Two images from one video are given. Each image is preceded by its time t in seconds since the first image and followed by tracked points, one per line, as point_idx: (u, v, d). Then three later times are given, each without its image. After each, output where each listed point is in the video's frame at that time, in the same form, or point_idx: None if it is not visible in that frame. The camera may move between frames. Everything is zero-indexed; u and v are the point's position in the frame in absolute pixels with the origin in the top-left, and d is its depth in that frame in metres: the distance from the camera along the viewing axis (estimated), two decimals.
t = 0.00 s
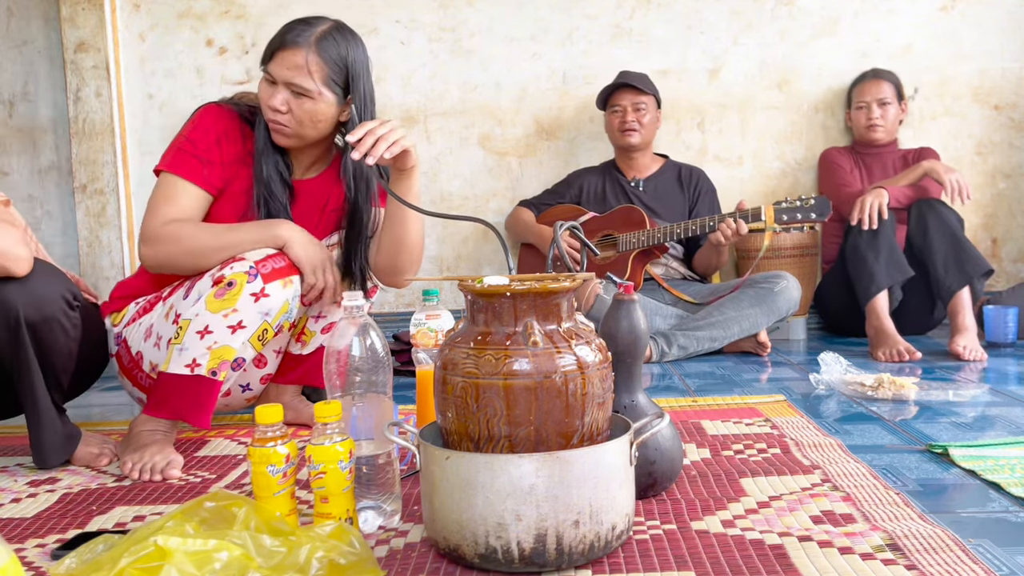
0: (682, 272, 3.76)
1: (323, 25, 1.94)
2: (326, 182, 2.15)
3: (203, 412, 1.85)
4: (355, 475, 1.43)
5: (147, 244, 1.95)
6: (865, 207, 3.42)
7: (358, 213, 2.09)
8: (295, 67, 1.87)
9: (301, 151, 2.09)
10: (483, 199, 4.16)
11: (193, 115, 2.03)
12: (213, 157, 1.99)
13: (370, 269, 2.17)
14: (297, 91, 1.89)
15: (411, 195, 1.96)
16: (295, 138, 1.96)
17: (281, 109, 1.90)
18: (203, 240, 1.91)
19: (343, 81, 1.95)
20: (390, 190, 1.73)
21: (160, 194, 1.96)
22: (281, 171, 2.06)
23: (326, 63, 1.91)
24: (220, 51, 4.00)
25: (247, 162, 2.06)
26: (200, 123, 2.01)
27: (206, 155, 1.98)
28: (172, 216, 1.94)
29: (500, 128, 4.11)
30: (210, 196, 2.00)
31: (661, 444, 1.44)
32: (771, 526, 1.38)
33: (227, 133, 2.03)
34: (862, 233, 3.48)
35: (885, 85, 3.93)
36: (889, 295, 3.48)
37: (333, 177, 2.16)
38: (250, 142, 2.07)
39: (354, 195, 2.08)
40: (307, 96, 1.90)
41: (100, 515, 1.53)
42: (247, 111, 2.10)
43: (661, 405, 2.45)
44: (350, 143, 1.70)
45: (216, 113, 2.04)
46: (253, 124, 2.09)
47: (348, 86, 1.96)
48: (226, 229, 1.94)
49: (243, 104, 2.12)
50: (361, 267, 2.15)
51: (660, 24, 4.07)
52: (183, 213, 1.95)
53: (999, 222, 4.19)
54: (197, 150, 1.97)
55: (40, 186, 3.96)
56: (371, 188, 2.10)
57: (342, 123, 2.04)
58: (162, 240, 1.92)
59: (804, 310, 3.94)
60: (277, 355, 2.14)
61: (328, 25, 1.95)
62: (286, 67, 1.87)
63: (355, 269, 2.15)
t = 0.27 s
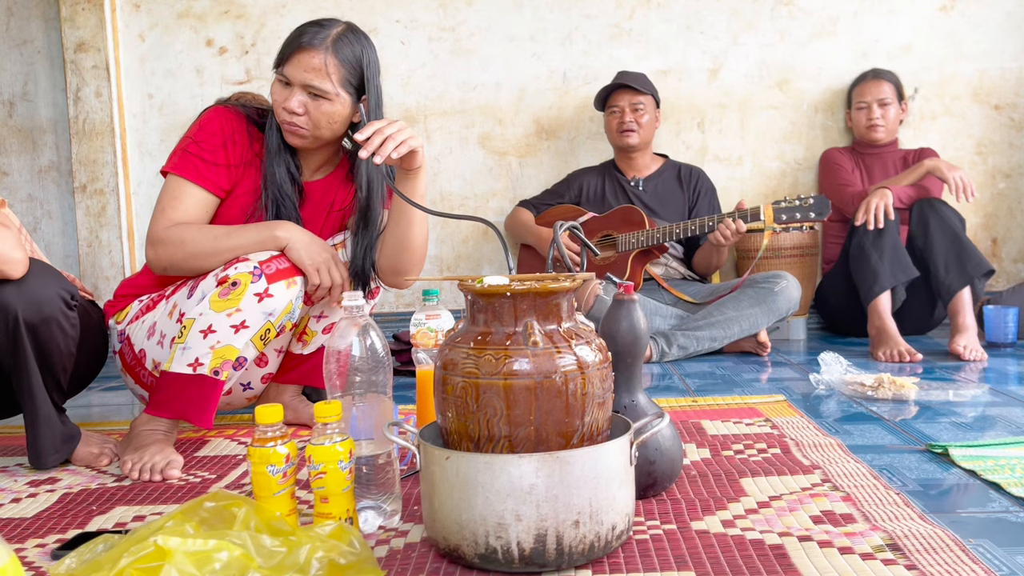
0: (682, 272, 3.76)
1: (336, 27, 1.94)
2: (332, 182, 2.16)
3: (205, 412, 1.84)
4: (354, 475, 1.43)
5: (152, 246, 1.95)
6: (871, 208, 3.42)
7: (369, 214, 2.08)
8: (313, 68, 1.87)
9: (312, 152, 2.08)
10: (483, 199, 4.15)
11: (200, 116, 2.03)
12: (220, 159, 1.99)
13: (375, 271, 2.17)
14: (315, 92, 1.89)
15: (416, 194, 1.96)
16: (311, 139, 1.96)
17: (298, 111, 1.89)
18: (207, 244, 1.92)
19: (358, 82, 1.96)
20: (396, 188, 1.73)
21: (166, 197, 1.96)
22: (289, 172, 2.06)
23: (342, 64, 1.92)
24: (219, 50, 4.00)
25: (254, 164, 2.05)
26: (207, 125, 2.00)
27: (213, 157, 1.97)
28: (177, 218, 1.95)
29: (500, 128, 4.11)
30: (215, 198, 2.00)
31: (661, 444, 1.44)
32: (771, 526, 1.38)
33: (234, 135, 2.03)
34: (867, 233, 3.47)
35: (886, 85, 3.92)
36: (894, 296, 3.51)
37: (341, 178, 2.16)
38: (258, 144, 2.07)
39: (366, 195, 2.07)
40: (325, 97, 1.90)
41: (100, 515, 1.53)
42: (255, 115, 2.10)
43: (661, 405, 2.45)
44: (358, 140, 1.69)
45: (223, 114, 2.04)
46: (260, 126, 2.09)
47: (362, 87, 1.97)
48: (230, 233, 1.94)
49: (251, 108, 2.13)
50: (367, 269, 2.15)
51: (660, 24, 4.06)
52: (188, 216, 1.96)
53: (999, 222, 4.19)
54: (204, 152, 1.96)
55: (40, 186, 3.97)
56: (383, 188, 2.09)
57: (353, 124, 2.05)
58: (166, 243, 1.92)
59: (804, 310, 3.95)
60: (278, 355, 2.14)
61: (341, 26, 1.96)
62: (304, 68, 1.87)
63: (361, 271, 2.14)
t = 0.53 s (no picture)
0: (683, 272, 3.76)
1: (335, 27, 1.95)
2: (331, 182, 2.16)
3: (205, 412, 1.84)
4: (354, 475, 1.43)
5: (152, 247, 1.95)
6: (873, 210, 3.42)
7: (370, 212, 2.09)
8: (314, 69, 1.87)
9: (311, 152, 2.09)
10: (483, 199, 4.15)
11: (198, 117, 2.03)
12: (218, 159, 1.99)
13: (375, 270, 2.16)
14: (316, 93, 1.89)
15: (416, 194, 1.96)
16: (312, 139, 1.96)
17: (299, 112, 1.89)
18: (207, 245, 1.92)
19: (358, 82, 1.96)
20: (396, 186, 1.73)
21: (166, 198, 1.96)
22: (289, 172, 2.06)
23: (343, 65, 1.92)
24: (219, 50, 4.00)
25: (253, 164, 2.05)
26: (206, 126, 2.00)
27: (212, 158, 1.97)
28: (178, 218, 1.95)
29: (500, 128, 4.11)
30: (214, 198, 2.00)
31: (661, 444, 1.44)
32: (771, 526, 1.38)
33: (233, 135, 2.03)
34: (866, 234, 3.48)
35: (886, 85, 3.92)
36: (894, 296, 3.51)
37: (340, 177, 2.16)
38: (257, 144, 2.07)
39: (368, 192, 2.08)
40: (326, 98, 1.90)
41: (100, 516, 1.53)
42: (252, 116, 2.11)
43: (661, 405, 2.45)
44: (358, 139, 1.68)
45: (222, 115, 2.05)
46: (258, 127, 2.09)
47: (362, 86, 1.97)
48: (230, 233, 1.94)
49: (249, 109, 2.13)
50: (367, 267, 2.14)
51: (660, 24, 4.07)
52: (187, 217, 1.96)
53: (999, 222, 4.19)
54: (203, 153, 1.96)
55: (40, 186, 3.97)
56: (383, 188, 2.10)
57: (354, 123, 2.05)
58: (166, 244, 1.92)
59: (804, 310, 3.95)
60: (278, 354, 2.14)
61: (340, 26, 1.96)
62: (305, 69, 1.87)
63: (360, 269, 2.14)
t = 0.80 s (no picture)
0: (682, 272, 3.76)
1: (328, 24, 1.94)
2: (326, 181, 2.16)
3: (205, 411, 1.85)
4: (354, 475, 1.43)
5: (149, 251, 1.95)
6: (867, 207, 3.41)
7: (366, 208, 2.10)
8: (310, 67, 1.87)
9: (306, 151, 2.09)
10: (483, 199, 4.15)
11: (191, 120, 2.03)
12: (213, 162, 1.98)
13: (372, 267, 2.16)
14: (313, 91, 1.89)
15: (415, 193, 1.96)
16: (310, 138, 1.96)
17: (297, 110, 1.89)
18: (204, 247, 1.91)
19: (354, 78, 1.96)
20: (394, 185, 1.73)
21: (161, 202, 1.95)
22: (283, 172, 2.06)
23: (339, 61, 1.92)
24: (219, 50, 4.00)
25: (247, 166, 2.05)
26: (199, 128, 2.00)
27: (205, 161, 1.97)
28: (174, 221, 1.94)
29: (500, 128, 4.11)
30: (210, 201, 2.00)
31: (661, 444, 1.44)
32: (772, 526, 1.38)
33: (226, 137, 2.02)
34: (862, 234, 3.48)
35: (886, 85, 3.92)
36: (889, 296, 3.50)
37: (335, 176, 2.16)
38: (251, 146, 2.06)
39: (363, 189, 2.09)
40: (323, 95, 1.90)
41: (100, 516, 1.53)
42: (245, 117, 2.10)
43: (661, 405, 2.45)
44: (357, 138, 1.68)
45: (215, 117, 2.04)
46: (252, 129, 2.09)
47: (358, 82, 1.97)
48: (226, 235, 1.93)
49: (241, 111, 2.12)
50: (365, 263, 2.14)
51: (660, 24, 4.06)
52: (184, 220, 1.96)
53: (999, 222, 4.19)
54: (197, 156, 1.96)
55: (40, 186, 3.97)
56: (379, 185, 2.12)
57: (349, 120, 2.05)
58: (163, 247, 1.92)
59: (804, 310, 3.95)
60: (277, 354, 2.13)
61: (332, 23, 1.96)
62: (301, 67, 1.87)
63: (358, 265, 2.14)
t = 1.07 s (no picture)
0: (682, 272, 3.76)
1: (324, 19, 1.95)
2: (322, 179, 2.16)
3: (205, 411, 1.85)
4: (354, 475, 1.43)
5: (144, 256, 1.94)
6: (869, 208, 3.41)
7: (361, 202, 2.09)
8: (310, 59, 1.87)
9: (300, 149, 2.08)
10: (483, 199, 4.16)
11: (183, 123, 2.02)
12: (207, 164, 1.98)
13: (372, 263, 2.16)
14: (314, 83, 1.89)
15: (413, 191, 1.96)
16: (311, 132, 1.95)
17: (297, 104, 1.89)
18: (199, 250, 1.90)
19: (352, 71, 1.97)
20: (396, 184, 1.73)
21: (155, 206, 1.95)
22: (278, 171, 2.06)
23: (338, 53, 1.93)
24: (219, 50, 4.00)
25: (241, 168, 2.05)
26: (191, 130, 1.99)
27: (199, 164, 1.96)
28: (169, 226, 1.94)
29: (500, 128, 4.11)
30: (204, 204, 2.00)
31: (661, 444, 1.44)
32: (772, 526, 1.38)
33: (219, 139, 2.02)
34: (863, 234, 3.48)
35: (886, 85, 3.92)
36: (891, 295, 3.50)
37: (331, 175, 2.16)
38: (244, 147, 2.06)
39: (359, 185, 2.08)
40: (324, 87, 1.90)
41: (100, 516, 1.53)
42: (236, 119, 2.10)
43: (661, 405, 2.45)
44: (358, 137, 1.68)
45: (207, 120, 2.03)
46: (244, 131, 2.09)
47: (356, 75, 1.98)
48: (221, 237, 1.92)
49: (232, 113, 2.12)
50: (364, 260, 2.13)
51: (660, 24, 4.07)
52: (179, 224, 1.95)
53: (999, 222, 4.19)
54: (190, 159, 1.95)
55: (40, 186, 3.97)
56: (374, 180, 2.12)
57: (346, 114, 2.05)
58: (158, 252, 1.91)
59: (804, 310, 3.95)
60: (277, 354, 2.14)
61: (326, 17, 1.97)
62: (302, 60, 1.87)
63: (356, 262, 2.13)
